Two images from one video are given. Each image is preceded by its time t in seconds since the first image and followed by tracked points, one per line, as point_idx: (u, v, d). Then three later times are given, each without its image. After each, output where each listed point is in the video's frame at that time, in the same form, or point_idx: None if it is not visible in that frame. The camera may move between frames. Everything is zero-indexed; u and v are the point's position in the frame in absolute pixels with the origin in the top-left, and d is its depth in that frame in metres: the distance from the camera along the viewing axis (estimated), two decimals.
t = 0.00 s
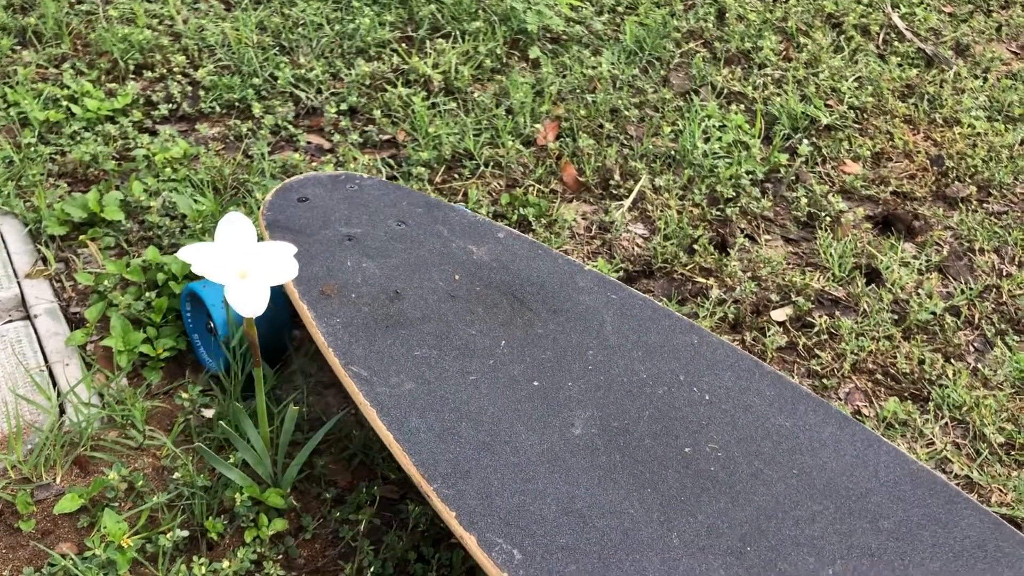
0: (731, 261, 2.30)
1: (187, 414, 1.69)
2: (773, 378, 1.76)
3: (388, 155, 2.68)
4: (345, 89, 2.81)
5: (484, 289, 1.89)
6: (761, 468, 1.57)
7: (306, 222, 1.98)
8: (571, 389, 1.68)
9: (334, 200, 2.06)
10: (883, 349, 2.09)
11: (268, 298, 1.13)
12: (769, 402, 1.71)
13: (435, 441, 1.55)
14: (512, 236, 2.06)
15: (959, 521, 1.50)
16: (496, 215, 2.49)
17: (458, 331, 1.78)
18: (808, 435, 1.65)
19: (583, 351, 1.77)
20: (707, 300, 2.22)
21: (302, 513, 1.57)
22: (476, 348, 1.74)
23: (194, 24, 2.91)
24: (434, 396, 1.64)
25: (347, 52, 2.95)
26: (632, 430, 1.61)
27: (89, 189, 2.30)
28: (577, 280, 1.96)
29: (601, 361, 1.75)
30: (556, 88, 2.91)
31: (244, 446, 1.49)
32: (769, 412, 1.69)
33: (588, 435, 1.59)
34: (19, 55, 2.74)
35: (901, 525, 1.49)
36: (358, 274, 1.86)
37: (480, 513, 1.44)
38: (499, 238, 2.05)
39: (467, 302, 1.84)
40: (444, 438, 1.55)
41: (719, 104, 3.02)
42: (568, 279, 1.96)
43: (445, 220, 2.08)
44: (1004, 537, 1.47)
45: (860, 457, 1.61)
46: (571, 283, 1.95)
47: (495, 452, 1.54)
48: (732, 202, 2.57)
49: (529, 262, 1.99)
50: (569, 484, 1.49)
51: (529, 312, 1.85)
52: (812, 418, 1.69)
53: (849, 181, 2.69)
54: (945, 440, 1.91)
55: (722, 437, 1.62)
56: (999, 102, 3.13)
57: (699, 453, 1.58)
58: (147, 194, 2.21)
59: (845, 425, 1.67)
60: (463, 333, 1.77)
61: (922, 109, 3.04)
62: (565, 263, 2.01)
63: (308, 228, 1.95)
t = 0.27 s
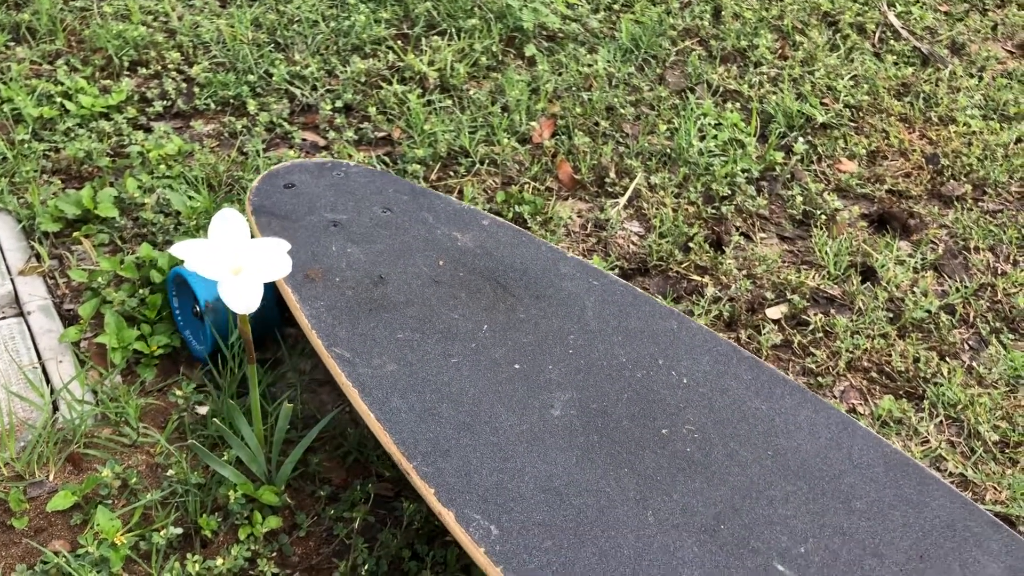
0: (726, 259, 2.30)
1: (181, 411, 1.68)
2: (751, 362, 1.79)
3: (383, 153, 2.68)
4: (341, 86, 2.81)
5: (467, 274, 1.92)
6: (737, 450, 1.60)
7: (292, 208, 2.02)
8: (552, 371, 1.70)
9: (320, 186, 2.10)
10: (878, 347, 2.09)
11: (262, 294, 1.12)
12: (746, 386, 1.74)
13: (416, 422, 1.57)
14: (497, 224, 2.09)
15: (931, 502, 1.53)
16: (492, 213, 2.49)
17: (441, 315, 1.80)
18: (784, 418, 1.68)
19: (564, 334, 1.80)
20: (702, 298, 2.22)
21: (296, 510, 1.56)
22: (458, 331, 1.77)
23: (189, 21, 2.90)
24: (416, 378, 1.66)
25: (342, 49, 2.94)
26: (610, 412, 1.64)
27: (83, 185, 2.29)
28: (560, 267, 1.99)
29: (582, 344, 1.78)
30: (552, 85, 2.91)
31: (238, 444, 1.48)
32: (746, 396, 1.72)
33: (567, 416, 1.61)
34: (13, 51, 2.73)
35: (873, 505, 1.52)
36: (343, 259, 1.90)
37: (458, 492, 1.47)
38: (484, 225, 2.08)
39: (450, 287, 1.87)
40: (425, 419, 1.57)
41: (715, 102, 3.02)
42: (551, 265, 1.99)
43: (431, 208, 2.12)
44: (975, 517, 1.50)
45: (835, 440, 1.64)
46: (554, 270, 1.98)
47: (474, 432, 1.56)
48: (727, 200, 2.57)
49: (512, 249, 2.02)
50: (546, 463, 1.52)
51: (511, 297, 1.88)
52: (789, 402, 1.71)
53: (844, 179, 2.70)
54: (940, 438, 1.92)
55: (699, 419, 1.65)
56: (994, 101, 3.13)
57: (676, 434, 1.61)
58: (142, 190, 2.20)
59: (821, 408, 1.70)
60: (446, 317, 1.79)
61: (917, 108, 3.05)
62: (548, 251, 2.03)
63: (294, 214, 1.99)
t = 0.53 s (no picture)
0: (732, 257, 2.29)
1: (188, 406, 1.67)
2: (747, 350, 1.83)
3: (387, 149, 2.67)
4: (345, 82, 2.80)
5: (467, 262, 1.95)
6: (733, 435, 1.63)
7: (291, 194, 2.05)
8: (551, 357, 1.74)
9: (319, 173, 2.14)
10: (885, 346, 2.09)
11: (272, 287, 1.11)
12: (743, 372, 1.77)
13: (416, 404, 1.60)
14: (496, 211, 2.12)
15: (924, 488, 1.58)
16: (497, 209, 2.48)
17: (440, 300, 1.84)
18: (780, 403, 1.71)
19: (563, 320, 1.83)
20: (708, 296, 2.22)
21: (304, 506, 1.56)
22: (458, 317, 1.80)
23: (192, 16, 2.89)
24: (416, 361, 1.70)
25: (346, 45, 2.93)
26: (608, 397, 1.67)
27: (87, 179, 2.28)
28: (559, 254, 2.02)
29: (580, 330, 1.81)
30: (556, 82, 2.90)
31: (246, 439, 1.47)
32: (743, 382, 1.75)
33: (565, 401, 1.65)
34: (15, 45, 2.72)
35: (868, 490, 1.56)
36: (343, 245, 1.93)
37: (459, 473, 1.50)
38: (483, 213, 2.11)
39: (449, 273, 1.91)
40: (425, 401, 1.61)
41: (719, 100, 3.01)
42: (550, 253, 2.02)
43: (430, 194, 2.15)
44: (965, 503, 1.56)
45: (830, 426, 1.68)
46: (553, 257, 2.01)
47: (474, 415, 1.60)
48: (732, 198, 2.56)
49: (511, 236, 2.06)
50: (546, 446, 1.56)
51: (510, 283, 1.91)
52: (785, 388, 1.75)
53: (849, 178, 2.70)
54: (947, 437, 1.91)
55: (696, 404, 1.68)
56: (998, 101, 3.13)
57: (674, 419, 1.65)
58: (146, 185, 2.19)
59: (816, 395, 1.74)
60: (445, 302, 1.83)
61: (921, 107, 3.05)
62: (546, 238, 2.06)
63: (293, 200, 2.02)
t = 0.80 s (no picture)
0: (734, 257, 2.29)
1: (189, 403, 1.67)
2: (742, 341, 1.83)
3: (389, 147, 2.67)
4: (346, 80, 2.79)
5: (463, 252, 1.97)
6: (726, 424, 1.64)
7: (290, 183, 2.08)
8: (546, 347, 1.75)
9: (317, 163, 2.16)
10: (887, 346, 2.08)
11: (277, 285, 1.11)
12: (737, 362, 1.78)
13: (411, 392, 1.63)
14: (493, 203, 2.14)
15: (916, 478, 1.58)
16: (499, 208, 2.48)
17: (436, 291, 1.86)
18: (774, 394, 1.72)
19: (559, 311, 1.85)
20: (710, 295, 2.22)
21: (306, 503, 1.55)
22: (454, 306, 1.82)
23: (193, 12, 2.89)
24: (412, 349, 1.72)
25: (348, 42, 2.92)
26: (602, 386, 1.69)
27: (88, 175, 2.28)
28: (555, 246, 2.03)
29: (576, 321, 1.83)
30: (558, 81, 2.90)
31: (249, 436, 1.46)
32: (737, 372, 1.76)
33: (560, 390, 1.67)
34: (16, 40, 2.71)
35: (860, 480, 1.56)
36: (340, 234, 1.95)
37: (454, 459, 1.52)
38: (480, 204, 2.13)
39: (445, 263, 1.93)
40: (421, 389, 1.63)
41: (721, 100, 3.01)
42: (546, 245, 2.03)
43: (428, 186, 2.16)
44: (957, 492, 1.55)
45: (823, 416, 1.68)
46: (550, 249, 2.02)
47: (469, 402, 1.62)
48: (735, 198, 2.56)
49: (508, 227, 2.07)
50: (540, 434, 1.57)
51: (506, 274, 1.93)
52: (778, 378, 1.75)
53: (851, 178, 2.69)
54: (950, 437, 1.91)
55: (690, 394, 1.69)
56: (1000, 102, 3.13)
57: (667, 408, 1.66)
58: (148, 181, 2.19)
59: (809, 385, 1.74)
60: (441, 292, 1.85)
61: (923, 108, 3.04)
62: (543, 229, 2.08)
63: (292, 189, 2.05)
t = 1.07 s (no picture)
0: (736, 258, 2.29)
1: (194, 402, 1.67)
2: (727, 329, 1.86)
3: (391, 147, 2.67)
4: (348, 80, 2.80)
5: (455, 240, 2.01)
6: (711, 408, 1.67)
7: (285, 172, 2.11)
8: (536, 332, 1.78)
9: (312, 153, 2.19)
10: (889, 347, 2.09)
11: (282, 284, 1.11)
12: (723, 349, 1.81)
13: (402, 374, 1.65)
14: (485, 192, 2.17)
15: (895, 462, 1.61)
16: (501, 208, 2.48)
17: (428, 277, 1.90)
18: (758, 380, 1.75)
19: (548, 298, 1.88)
20: (712, 296, 2.22)
21: (310, 502, 1.56)
22: (446, 292, 1.85)
23: (195, 12, 2.89)
24: (404, 334, 1.75)
25: (350, 42, 2.93)
26: (590, 370, 1.72)
27: (91, 174, 2.28)
28: (546, 235, 2.06)
29: (566, 307, 1.86)
30: (560, 82, 2.90)
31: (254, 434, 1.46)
32: (722, 359, 1.78)
33: (548, 373, 1.69)
34: (19, 39, 2.71)
35: (841, 463, 1.59)
36: (333, 222, 1.99)
37: (442, 439, 1.55)
38: (472, 194, 2.16)
39: (437, 251, 1.96)
40: (411, 371, 1.65)
41: (723, 101, 3.02)
42: (537, 234, 2.06)
43: (421, 176, 2.20)
44: (935, 475, 1.58)
45: (806, 402, 1.71)
46: (541, 238, 2.05)
47: (458, 385, 1.65)
48: (736, 198, 2.56)
49: (500, 217, 2.10)
50: (528, 416, 1.60)
51: (497, 262, 1.96)
52: (762, 364, 1.78)
53: (852, 179, 2.70)
54: (952, 438, 1.91)
55: (676, 378, 1.72)
56: (1000, 104, 3.13)
57: (654, 393, 1.69)
58: (151, 180, 2.19)
59: (793, 372, 1.78)
60: (432, 279, 1.88)
61: (924, 110, 3.05)
62: (534, 219, 2.11)
63: (287, 177, 2.09)
